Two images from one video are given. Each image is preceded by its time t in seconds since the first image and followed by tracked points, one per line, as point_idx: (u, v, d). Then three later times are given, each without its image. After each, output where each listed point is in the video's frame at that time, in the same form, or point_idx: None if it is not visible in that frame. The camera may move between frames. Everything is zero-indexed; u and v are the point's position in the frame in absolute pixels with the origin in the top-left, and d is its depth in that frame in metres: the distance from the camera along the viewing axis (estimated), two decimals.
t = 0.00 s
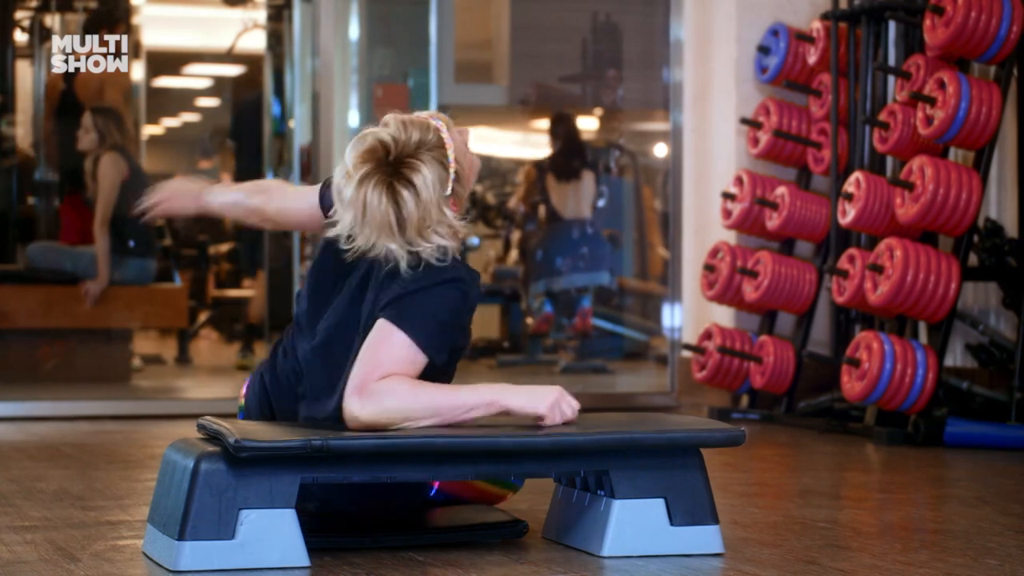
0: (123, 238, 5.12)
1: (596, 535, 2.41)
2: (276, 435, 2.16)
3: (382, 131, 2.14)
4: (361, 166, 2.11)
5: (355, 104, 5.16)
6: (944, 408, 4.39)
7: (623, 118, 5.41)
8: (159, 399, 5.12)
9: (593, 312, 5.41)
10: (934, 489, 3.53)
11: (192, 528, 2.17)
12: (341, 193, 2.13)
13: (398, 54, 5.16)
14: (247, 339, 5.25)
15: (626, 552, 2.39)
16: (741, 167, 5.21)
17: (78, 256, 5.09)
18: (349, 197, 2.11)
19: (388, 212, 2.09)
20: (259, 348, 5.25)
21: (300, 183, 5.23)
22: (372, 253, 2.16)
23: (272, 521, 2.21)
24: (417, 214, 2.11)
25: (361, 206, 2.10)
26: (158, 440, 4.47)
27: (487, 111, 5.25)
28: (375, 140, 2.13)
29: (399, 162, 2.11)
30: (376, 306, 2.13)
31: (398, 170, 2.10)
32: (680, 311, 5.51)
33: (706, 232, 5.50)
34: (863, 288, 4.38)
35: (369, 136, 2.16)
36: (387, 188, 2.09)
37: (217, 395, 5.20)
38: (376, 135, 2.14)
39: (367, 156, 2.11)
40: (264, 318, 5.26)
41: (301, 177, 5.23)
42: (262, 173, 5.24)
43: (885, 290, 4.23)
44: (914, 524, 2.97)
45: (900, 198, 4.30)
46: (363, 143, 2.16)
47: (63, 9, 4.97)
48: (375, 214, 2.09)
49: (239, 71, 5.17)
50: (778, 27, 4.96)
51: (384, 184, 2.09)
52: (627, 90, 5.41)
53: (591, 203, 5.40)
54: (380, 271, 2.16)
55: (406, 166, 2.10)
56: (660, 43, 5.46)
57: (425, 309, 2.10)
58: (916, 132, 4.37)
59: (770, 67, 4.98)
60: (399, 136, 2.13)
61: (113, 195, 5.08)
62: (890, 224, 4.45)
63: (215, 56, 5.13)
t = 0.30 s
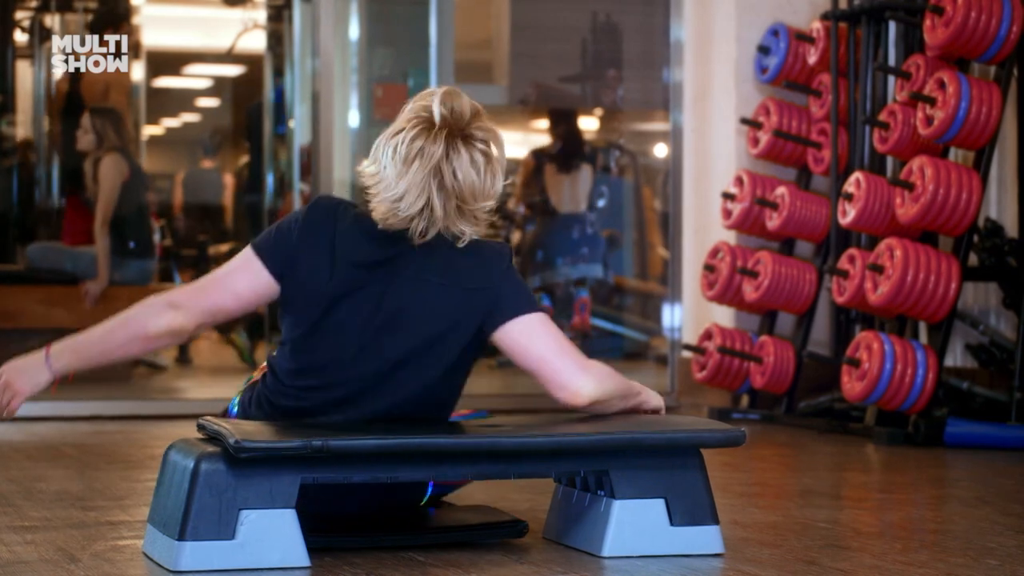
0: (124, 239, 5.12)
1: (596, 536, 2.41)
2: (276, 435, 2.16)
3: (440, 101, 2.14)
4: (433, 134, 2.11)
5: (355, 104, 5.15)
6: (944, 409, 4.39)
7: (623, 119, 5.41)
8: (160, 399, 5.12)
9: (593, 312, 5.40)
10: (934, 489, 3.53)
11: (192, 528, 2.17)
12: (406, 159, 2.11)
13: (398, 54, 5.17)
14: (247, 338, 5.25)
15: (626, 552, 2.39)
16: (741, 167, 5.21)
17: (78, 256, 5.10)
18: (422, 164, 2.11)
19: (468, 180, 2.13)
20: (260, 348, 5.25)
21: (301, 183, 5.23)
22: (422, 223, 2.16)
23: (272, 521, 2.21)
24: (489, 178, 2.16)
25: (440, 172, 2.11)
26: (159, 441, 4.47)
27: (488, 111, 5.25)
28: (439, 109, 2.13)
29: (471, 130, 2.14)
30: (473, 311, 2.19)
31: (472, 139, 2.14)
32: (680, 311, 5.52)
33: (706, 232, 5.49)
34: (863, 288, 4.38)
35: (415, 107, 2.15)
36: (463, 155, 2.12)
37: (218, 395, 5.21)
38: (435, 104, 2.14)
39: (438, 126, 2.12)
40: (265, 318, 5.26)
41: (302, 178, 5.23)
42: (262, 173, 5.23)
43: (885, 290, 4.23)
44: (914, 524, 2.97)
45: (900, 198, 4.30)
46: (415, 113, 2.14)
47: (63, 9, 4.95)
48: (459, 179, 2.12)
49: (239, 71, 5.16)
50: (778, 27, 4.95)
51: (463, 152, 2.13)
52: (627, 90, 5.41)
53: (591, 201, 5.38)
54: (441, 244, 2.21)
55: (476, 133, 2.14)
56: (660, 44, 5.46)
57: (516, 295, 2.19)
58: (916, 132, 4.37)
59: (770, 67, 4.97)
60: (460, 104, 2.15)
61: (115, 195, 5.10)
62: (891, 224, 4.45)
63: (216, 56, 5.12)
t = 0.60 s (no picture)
0: (131, 239, 5.13)
1: (604, 537, 2.41)
2: (284, 435, 2.16)
3: (420, 205, 2.08)
4: (418, 242, 2.03)
5: (363, 104, 5.15)
6: (951, 409, 4.39)
7: (630, 119, 5.39)
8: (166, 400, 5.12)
9: (600, 313, 5.39)
10: (941, 489, 3.53)
11: (200, 528, 2.18)
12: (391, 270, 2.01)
13: (405, 54, 5.16)
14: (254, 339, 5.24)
15: (633, 553, 2.39)
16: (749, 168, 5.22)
17: (86, 256, 5.08)
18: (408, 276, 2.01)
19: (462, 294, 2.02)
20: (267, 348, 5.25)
21: (308, 184, 5.21)
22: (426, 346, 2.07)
23: (280, 520, 2.21)
24: (490, 292, 2.05)
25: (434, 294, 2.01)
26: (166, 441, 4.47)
27: (494, 111, 5.26)
28: (422, 215, 2.06)
29: (459, 236, 2.05)
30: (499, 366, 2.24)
31: (463, 248, 2.05)
32: (687, 311, 5.51)
33: (713, 232, 5.53)
34: (870, 288, 4.38)
35: (396, 211, 2.08)
36: (459, 282, 2.02)
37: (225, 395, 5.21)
38: (416, 209, 2.07)
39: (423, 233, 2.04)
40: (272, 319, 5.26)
41: (308, 179, 5.21)
42: (269, 173, 5.22)
43: (893, 290, 4.23)
44: (922, 524, 2.97)
45: (908, 198, 4.30)
46: (395, 220, 2.07)
47: (70, 9, 4.94)
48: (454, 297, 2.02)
49: (247, 71, 5.13)
50: (785, 27, 4.95)
51: (453, 260, 2.03)
52: (634, 91, 5.39)
53: (598, 202, 5.40)
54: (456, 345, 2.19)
55: (467, 239, 2.05)
56: (668, 44, 5.43)
57: (539, 333, 2.22)
58: (923, 132, 4.36)
59: (777, 67, 4.96)
60: (444, 206, 2.07)
61: (122, 196, 5.11)
62: (898, 224, 4.44)
63: (223, 56, 5.09)
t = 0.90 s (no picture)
0: (144, 239, 5.13)
1: (617, 537, 2.41)
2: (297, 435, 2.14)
3: (436, 341, 2.04)
4: (428, 408, 2.05)
5: (375, 104, 5.17)
6: (965, 409, 4.38)
7: (642, 118, 5.41)
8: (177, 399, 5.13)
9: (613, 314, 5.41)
10: (954, 489, 3.53)
11: (213, 528, 2.18)
12: (397, 402, 2.10)
13: (416, 54, 5.21)
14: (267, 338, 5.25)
15: (646, 552, 2.39)
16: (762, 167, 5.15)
17: (99, 256, 5.10)
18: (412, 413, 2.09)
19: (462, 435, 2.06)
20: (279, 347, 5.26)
21: (321, 183, 5.12)
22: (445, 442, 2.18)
23: (292, 520, 2.22)
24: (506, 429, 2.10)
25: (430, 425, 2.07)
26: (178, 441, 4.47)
27: (506, 111, 5.29)
28: (433, 354, 2.04)
29: (472, 382, 2.03)
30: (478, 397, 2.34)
31: (473, 392, 2.05)
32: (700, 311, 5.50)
33: (726, 232, 5.37)
34: (883, 288, 4.37)
35: (410, 340, 2.08)
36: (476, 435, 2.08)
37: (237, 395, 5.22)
38: (431, 344, 2.05)
39: (432, 380, 2.02)
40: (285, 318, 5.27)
41: (320, 178, 5.13)
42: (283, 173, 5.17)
43: (906, 289, 4.23)
44: (936, 525, 2.97)
45: (921, 197, 4.29)
46: (409, 349, 2.07)
47: (83, 9, 4.93)
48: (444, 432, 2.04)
49: (259, 71, 5.13)
50: (798, 27, 4.94)
51: (455, 405, 2.05)
52: (647, 90, 5.39)
53: (611, 202, 5.45)
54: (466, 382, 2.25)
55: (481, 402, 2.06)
56: (680, 43, 5.43)
57: (546, 372, 2.30)
58: (937, 132, 4.36)
59: (790, 67, 4.95)
60: (458, 345, 2.04)
61: (133, 196, 5.11)
62: (912, 224, 4.44)
63: (236, 56, 5.11)
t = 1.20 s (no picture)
0: (159, 239, 5.12)
1: (630, 536, 2.42)
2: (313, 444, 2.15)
3: (456, 387, 2.09)
4: (443, 456, 2.08)
5: (389, 103, 5.23)
6: (980, 408, 4.38)
7: (657, 118, 5.42)
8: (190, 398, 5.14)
9: (627, 313, 5.45)
10: (968, 489, 3.53)
11: (227, 528, 2.20)
12: (411, 436, 2.11)
13: (431, 54, 5.26)
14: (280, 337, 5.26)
15: (659, 552, 2.40)
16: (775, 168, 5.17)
17: (113, 256, 5.09)
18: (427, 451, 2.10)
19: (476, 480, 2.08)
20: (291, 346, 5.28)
21: (334, 183, 5.18)
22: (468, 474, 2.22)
23: (306, 519, 2.24)
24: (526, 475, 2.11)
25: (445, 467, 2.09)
26: (193, 440, 4.47)
27: (519, 111, 5.30)
28: (451, 399, 2.09)
29: (487, 432, 2.07)
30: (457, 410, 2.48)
31: (491, 441, 2.08)
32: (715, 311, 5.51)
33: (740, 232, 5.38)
34: (897, 287, 4.37)
35: (433, 380, 2.13)
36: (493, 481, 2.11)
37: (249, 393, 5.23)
38: (452, 387, 2.10)
39: (447, 427, 2.07)
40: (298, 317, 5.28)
41: (334, 178, 5.19)
42: (297, 173, 5.20)
43: (920, 289, 4.23)
44: (950, 524, 2.97)
45: (936, 197, 4.29)
46: (431, 389, 2.12)
47: (98, 9, 4.97)
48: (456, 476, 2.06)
49: (273, 71, 5.13)
50: (812, 26, 4.93)
51: (469, 451, 2.07)
52: (661, 90, 5.40)
53: (623, 201, 5.44)
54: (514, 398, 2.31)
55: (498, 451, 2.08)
56: (695, 44, 5.43)
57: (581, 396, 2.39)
58: (951, 132, 4.35)
59: (805, 67, 4.95)
60: (476, 393, 2.08)
61: (148, 196, 5.10)
62: (926, 224, 4.43)
63: (250, 56, 5.10)
